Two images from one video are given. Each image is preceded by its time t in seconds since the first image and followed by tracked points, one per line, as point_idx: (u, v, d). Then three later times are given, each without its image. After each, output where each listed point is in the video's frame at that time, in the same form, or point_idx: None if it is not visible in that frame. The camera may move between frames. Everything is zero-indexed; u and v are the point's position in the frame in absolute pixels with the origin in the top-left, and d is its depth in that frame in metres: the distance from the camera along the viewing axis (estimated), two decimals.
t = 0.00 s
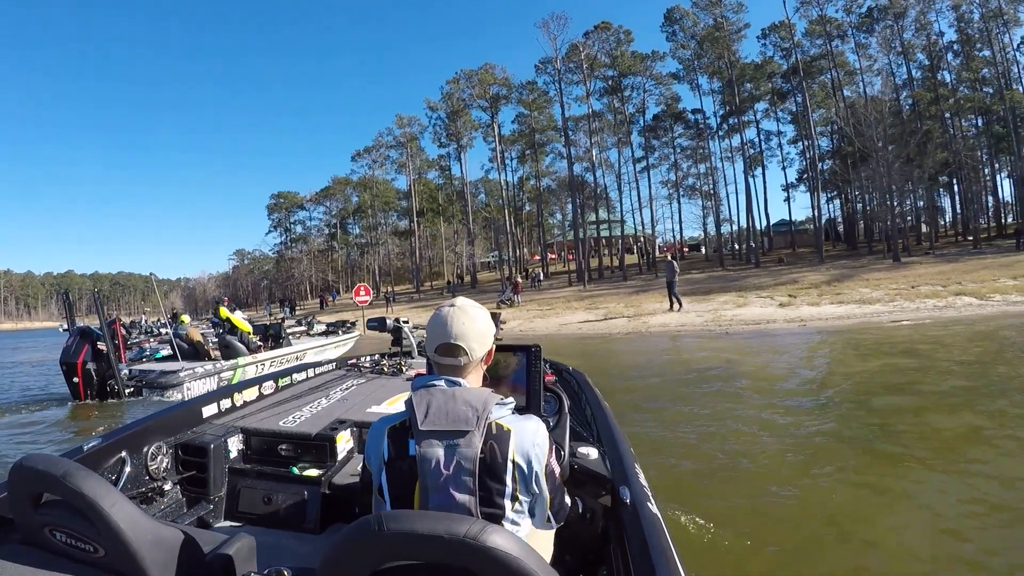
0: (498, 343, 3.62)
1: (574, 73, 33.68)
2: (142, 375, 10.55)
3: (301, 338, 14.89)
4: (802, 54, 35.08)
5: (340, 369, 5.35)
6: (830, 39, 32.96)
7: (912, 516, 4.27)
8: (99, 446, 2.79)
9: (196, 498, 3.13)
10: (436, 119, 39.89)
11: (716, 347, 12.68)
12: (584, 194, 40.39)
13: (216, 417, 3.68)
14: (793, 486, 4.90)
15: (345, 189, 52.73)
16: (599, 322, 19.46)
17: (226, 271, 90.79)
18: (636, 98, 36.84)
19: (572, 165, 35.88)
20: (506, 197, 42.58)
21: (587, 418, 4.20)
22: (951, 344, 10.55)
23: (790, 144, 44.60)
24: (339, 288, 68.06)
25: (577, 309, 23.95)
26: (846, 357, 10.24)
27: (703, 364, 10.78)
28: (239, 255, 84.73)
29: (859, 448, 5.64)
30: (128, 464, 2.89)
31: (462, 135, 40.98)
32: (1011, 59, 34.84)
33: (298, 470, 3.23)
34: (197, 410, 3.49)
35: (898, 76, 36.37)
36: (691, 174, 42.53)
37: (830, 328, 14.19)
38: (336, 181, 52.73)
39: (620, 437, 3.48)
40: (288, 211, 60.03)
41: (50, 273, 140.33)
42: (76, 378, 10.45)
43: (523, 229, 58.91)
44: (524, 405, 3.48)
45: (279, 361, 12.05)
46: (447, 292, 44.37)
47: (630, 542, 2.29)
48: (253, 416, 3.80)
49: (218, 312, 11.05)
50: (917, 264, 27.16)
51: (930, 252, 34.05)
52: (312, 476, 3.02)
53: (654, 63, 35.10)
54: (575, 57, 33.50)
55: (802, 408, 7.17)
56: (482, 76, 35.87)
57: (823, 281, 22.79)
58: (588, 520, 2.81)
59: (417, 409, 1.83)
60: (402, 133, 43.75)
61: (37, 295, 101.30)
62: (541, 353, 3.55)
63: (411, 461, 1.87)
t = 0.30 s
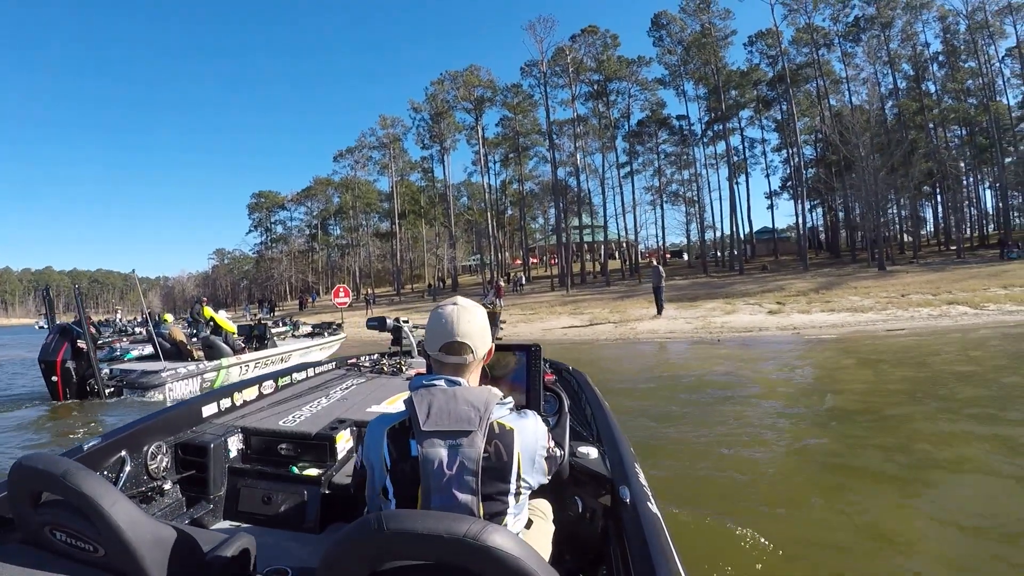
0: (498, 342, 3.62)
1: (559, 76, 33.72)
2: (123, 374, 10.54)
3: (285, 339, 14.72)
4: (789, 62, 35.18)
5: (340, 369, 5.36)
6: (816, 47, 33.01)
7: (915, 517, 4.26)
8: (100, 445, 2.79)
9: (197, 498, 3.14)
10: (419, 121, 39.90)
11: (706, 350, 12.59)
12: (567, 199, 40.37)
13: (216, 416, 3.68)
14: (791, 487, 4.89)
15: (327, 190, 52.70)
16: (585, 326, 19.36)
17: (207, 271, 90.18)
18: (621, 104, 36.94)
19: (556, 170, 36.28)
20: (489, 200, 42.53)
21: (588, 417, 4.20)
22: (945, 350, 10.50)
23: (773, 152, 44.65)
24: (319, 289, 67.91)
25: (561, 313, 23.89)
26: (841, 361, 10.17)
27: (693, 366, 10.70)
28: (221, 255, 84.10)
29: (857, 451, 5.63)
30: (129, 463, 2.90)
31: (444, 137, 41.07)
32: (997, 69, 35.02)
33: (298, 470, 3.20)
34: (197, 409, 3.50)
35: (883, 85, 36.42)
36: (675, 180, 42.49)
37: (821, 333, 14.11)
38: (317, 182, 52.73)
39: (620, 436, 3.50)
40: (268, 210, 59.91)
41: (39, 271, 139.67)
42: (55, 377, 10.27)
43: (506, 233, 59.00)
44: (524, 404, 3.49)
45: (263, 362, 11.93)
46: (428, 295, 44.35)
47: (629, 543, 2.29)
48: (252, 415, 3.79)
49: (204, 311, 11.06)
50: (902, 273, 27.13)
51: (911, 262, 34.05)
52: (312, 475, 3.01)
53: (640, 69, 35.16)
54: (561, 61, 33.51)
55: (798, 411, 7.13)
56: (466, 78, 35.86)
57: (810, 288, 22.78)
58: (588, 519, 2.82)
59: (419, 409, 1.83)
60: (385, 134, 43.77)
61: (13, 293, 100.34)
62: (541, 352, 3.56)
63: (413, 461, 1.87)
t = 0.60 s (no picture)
0: (498, 344, 3.62)
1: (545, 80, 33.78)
2: (102, 375, 10.55)
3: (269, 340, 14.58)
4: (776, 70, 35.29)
5: (340, 370, 5.35)
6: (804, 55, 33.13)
7: (915, 525, 4.27)
8: (100, 446, 2.79)
9: (197, 498, 3.14)
10: (403, 122, 40.01)
11: (695, 355, 12.50)
12: (551, 203, 40.34)
13: (217, 417, 3.68)
14: (787, 494, 4.90)
15: (308, 189, 52.87)
16: (571, 327, 19.23)
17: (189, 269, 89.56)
18: (606, 108, 37.08)
19: (541, 174, 36.34)
20: (472, 203, 42.52)
21: (587, 419, 4.20)
22: (938, 359, 10.44)
23: (759, 159, 44.69)
24: (299, 291, 67.78)
25: (545, 316, 23.75)
26: (835, 369, 10.10)
27: (683, 371, 10.63)
28: (201, 254, 83.40)
29: (855, 461, 5.62)
30: (129, 464, 2.91)
31: (429, 138, 41.18)
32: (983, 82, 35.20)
33: (298, 471, 3.18)
34: (197, 410, 3.50)
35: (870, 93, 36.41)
36: (659, 185, 42.42)
37: (814, 339, 14.02)
38: (300, 182, 52.94)
39: (620, 438, 3.48)
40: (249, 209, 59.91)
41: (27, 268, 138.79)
42: (34, 376, 10.15)
43: (487, 236, 59.07)
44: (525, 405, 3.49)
45: (245, 364, 11.92)
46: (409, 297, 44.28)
47: (629, 543, 2.29)
48: (252, 417, 3.79)
49: (187, 312, 11.14)
50: (887, 281, 27.09)
51: (892, 272, 34.04)
52: (312, 477, 3.00)
53: (627, 74, 35.25)
54: (547, 64, 33.59)
55: (793, 419, 7.09)
56: (452, 80, 35.85)
57: (796, 296, 22.75)
58: (588, 520, 2.83)
59: (419, 409, 1.83)
60: (368, 135, 43.86)
61: None
62: (541, 353, 3.56)
63: (412, 460, 1.87)
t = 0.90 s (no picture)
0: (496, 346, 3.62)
1: (530, 82, 33.87)
2: (79, 378, 10.34)
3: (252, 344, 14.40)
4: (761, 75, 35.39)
5: (338, 371, 5.36)
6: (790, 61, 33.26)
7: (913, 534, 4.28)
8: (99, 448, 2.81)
9: (195, 499, 3.14)
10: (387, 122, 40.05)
11: (685, 361, 12.43)
12: (534, 207, 40.36)
13: (215, 418, 3.69)
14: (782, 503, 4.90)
15: (291, 190, 52.86)
16: (555, 329, 19.16)
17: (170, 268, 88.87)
18: (591, 112, 37.18)
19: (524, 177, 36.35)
20: (455, 206, 42.45)
21: (586, 419, 4.20)
22: (930, 367, 10.48)
23: (742, 165, 44.77)
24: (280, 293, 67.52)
25: (530, 318, 23.55)
26: (831, 377, 10.06)
27: (674, 377, 10.58)
28: (182, 254, 82.59)
29: (853, 470, 5.62)
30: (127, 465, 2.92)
31: (411, 140, 41.20)
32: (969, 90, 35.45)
33: (298, 472, 3.16)
34: (196, 411, 3.52)
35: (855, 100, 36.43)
36: (642, 191, 42.37)
37: (808, 345, 13.96)
38: (282, 182, 53.06)
39: (618, 439, 3.48)
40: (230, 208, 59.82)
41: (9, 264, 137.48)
42: (7, 376, 10.08)
43: (470, 240, 59.05)
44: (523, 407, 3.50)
45: (227, 367, 11.78)
46: (391, 301, 44.17)
47: (627, 546, 2.29)
48: (251, 418, 3.80)
49: (170, 313, 10.95)
50: (875, 288, 27.14)
51: (876, 280, 34.08)
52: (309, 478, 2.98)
53: (612, 78, 35.31)
54: (533, 67, 33.69)
55: (788, 427, 7.08)
56: (436, 80, 35.90)
57: (784, 302, 22.73)
58: (586, 522, 2.84)
59: (416, 409, 1.84)
60: (351, 136, 43.96)
61: None
62: (539, 355, 3.56)
63: (410, 461, 1.87)
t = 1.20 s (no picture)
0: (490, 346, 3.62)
1: (515, 84, 33.92)
2: (53, 379, 10.18)
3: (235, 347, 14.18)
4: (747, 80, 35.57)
5: (333, 372, 5.35)
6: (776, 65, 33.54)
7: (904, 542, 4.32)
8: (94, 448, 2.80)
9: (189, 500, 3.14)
10: (371, 124, 40.00)
11: (675, 366, 12.40)
12: (517, 211, 40.39)
13: (210, 419, 3.70)
14: (774, 511, 4.93)
15: (273, 192, 52.74)
16: (541, 332, 19.07)
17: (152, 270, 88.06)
18: (576, 115, 37.30)
19: (508, 180, 36.39)
20: (439, 209, 42.39)
21: (581, 419, 4.21)
22: (922, 373, 10.54)
23: (727, 170, 44.93)
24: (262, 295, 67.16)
25: (515, 321, 23.53)
26: (826, 383, 10.03)
27: (665, 382, 10.54)
28: (164, 256, 81.73)
29: (845, 477, 5.66)
30: (123, 465, 2.93)
31: (395, 142, 41.15)
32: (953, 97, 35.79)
33: (292, 473, 3.14)
34: (191, 412, 3.53)
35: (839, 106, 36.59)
36: (626, 195, 42.38)
37: (801, 350, 13.92)
38: (264, 183, 52.93)
39: (613, 440, 3.50)
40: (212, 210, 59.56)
41: None
42: None
43: (452, 243, 59.08)
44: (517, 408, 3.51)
45: (206, 371, 11.61)
46: (372, 305, 43.97)
47: (620, 548, 2.29)
48: (246, 417, 3.80)
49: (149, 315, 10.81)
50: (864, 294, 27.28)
51: (861, 286, 34.22)
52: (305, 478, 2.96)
53: (598, 81, 35.41)
54: (518, 69, 33.77)
55: (781, 433, 7.07)
56: (420, 82, 35.90)
57: (773, 308, 22.78)
58: (581, 522, 2.86)
59: (406, 410, 1.84)
60: (333, 137, 43.96)
61: None
62: (533, 356, 3.57)
63: (401, 461, 1.88)
